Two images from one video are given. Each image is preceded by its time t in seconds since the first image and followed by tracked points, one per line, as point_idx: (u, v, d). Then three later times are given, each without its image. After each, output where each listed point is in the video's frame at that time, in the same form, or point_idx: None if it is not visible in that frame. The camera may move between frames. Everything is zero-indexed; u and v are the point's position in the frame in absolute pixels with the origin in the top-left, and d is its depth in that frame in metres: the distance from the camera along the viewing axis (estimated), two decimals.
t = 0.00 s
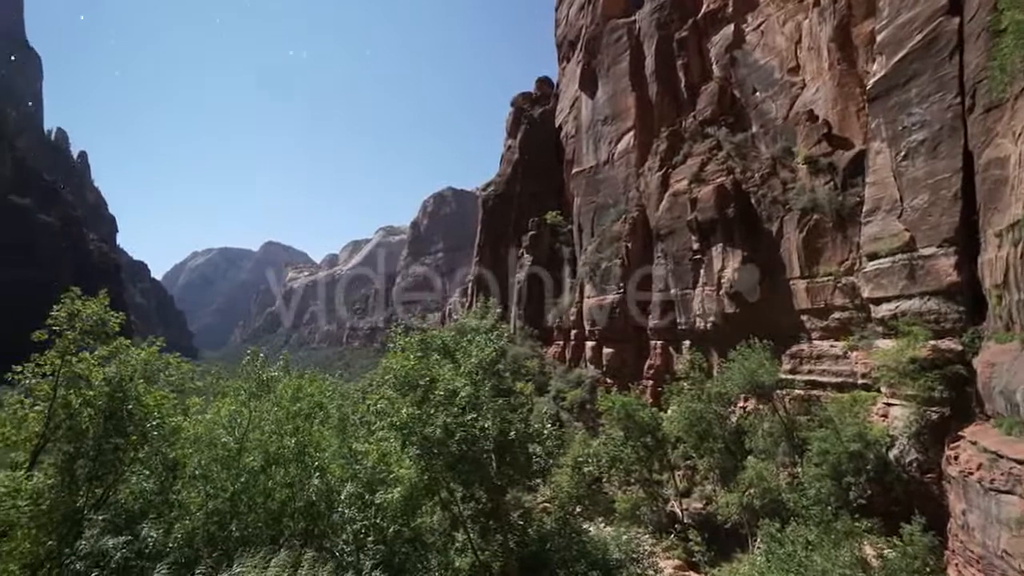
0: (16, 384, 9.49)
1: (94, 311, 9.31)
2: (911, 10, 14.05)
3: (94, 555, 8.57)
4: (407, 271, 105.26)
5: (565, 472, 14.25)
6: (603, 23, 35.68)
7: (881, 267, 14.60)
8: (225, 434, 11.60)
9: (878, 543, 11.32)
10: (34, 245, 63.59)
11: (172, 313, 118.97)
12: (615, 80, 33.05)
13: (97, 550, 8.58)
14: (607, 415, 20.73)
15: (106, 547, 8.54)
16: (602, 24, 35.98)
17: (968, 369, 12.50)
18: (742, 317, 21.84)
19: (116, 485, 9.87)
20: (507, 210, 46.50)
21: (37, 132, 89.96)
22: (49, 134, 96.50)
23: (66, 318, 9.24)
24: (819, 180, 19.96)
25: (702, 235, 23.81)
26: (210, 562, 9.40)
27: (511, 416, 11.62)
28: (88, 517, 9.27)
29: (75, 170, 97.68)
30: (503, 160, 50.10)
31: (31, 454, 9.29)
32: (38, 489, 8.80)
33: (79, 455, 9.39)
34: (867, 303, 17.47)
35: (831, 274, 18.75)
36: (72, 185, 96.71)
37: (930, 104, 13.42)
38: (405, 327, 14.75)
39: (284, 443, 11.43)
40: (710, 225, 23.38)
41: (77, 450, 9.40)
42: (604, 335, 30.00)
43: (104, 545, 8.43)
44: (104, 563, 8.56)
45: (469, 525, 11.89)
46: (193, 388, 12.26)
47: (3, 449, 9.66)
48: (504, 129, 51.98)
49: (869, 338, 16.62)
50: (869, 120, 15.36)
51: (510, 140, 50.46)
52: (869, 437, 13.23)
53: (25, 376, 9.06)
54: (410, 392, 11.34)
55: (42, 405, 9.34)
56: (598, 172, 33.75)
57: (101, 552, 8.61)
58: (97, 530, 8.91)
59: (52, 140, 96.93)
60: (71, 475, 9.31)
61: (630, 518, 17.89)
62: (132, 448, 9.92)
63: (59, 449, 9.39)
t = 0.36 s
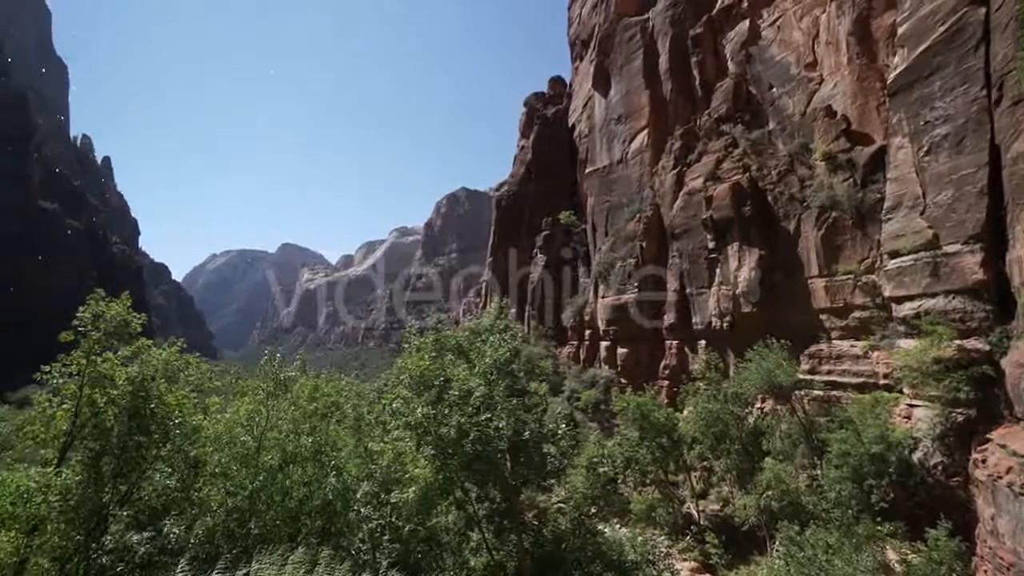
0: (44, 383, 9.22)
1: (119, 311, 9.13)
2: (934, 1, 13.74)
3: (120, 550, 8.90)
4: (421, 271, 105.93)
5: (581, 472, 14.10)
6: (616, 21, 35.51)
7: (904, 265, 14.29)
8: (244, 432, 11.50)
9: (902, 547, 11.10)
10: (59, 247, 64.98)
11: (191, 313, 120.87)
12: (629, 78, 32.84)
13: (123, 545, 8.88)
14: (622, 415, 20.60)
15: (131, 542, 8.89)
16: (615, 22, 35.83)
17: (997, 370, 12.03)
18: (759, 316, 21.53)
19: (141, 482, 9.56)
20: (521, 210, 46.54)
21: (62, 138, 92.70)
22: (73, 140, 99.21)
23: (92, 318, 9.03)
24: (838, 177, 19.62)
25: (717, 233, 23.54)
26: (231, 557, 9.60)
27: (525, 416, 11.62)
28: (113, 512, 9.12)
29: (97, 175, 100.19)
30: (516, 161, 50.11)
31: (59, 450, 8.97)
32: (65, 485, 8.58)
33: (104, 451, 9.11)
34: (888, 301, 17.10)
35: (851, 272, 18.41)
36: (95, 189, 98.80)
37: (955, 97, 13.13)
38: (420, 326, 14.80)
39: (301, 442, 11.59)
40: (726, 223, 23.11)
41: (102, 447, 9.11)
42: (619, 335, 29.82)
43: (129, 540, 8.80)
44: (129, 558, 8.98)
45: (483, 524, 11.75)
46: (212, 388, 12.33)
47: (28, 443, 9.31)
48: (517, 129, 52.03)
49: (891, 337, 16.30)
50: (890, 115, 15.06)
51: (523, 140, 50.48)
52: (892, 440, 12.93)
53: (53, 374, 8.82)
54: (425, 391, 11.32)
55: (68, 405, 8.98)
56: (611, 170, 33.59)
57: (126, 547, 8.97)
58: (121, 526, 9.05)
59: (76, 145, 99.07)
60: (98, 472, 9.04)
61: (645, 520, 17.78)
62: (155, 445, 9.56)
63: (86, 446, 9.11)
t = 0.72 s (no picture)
0: (68, 383, 9.59)
1: (137, 312, 9.52)
2: None
3: (141, 546, 9.11)
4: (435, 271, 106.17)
5: (592, 473, 14.10)
6: (627, 19, 35.34)
7: (924, 263, 14.02)
8: (259, 430, 11.42)
9: (922, 552, 10.89)
10: (81, 250, 66.13)
11: (208, 314, 122.19)
12: (641, 77, 32.66)
13: (143, 542, 9.11)
14: (635, 415, 20.42)
15: (150, 539, 9.06)
16: (626, 20, 35.65)
17: (1022, 370, 11.87)
18: (775, 316, 21.24)
19: (160, 480, 9.87)
20: (532, 210, 46.47)
21: (84, 145, 94.82)
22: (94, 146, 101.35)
23: (113, 319, 9.52)
24: (855, 174, 19.36)
25: (732, 232, 23.28)
26: (248, 553, 9.66)
27: (537, 416, 11.40)
28: (134, 509, 9.38)
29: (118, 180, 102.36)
30: (527, 161, 50.06)
31: (82, 448, 9.25)
32: (87, 482, 8.90)
33: (125, 450, 9.44)
34: (908, 300, 16.78)
35: (868, 271, 18.12)
36: (116, 193, 100.52)
37: (977, 91, 12.91)
38: (432, 326, 14.78)
39: (316, 442, 11.79)
40: (740, 222, 22.86)
41: (123, 446, 9.46)
42: (632, 335, 29.63)
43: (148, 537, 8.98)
44: (149, 553, 9.08)
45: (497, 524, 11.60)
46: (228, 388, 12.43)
47: (54, 440, 9.64)
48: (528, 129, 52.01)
49: (911, 337, 16.02)
50: (909, 110, 14.78)
51: (534, 140, 50.43)
52: (912, 441, 12.55)
53: (77, 373, 9.20)
54: (438, 391, 11.32)
55: (90, 404, 9.39)
56: (623, 170, 33.41)
57: (146, 543, 9.13)
58: (141, 523, 9.31)
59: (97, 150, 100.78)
60: (119, 469, 9.35)
61: (659, 522, 17.64)
62: (174, 444, 9.82)
63: (107, 445, 9.44)
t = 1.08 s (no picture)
0: (91, 383, 9.86)
1: (156, 313, 9.76)
2: None
3: (162, 542, 9.15)
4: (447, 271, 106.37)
5: (606, 474, 14.08)
6: (639, 17, 35.11)
7: (946, 261, 13.72)
8: (276, 429, 11.53)
9: (947, 557, 10.65)
10: (104, 252, 67.26)
11: (225, 316, 123.76)
12: (653, 75, 32.42)
13: (163, 538, 9.16)
14: (648, 416, 20.28)
15: (170, 535, 9.14)
16: (638, 18, 35.41)
17: None
18: (792, 315, 20.97)
19: (178, 478, 10.01)
20: (544, 210, 46.39)
21: (105, 149, 96.49)
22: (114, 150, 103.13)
23: (133, 320, 9.78)
24: (874, 171, 19.05)
25: (746, 230, 23.01)
26: (265, 550, 9.76)
27: (550, 415, 11.23)
28: (155, 506, 9.58)
29: (138, 183, 104.01)
30: (539, 161, 49.99)
31: (105, 445, 9.52)
32: (110, 479, 9.03)
33: (145, 448, 9.59)
34: (929, 299, 16.44)
35: (887, 269, 17.80)
36: (135, 197, 102.07)
37: (1002, 84, 12.61)
38: (445, 327, 14.79)
39: (330, 441, 11.87)
40: (755, 220, 22.59)
41: (143, 444, 9.62)
42: (645, 335, 29.39)
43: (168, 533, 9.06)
44: (169, 550, 9.11)
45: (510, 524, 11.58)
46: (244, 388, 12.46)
47: (79, 438, 9.97)
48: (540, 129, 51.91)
49: (933, 337, 15.70)
50: (929, 104, 14.47)
51: (546, 139, 50.33)
52: (935, 444, 12.24)
53: (100, 373, 9.51)
54: (451, 391, 11.30)
55: (113, 403, 9.64)
56: (636, 168, 33.20)
57: (167, 540, 9.18)
58: (162, 519, 9.43)
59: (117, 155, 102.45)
60: (139, 467, 9.49)
61: (673, 523, 17.52)
62: (193, 442, 9.98)
63: (128, 442, 9.62)
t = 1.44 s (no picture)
0: (113, 382, 10.11)
1: (175, 315, 9.89)
2: None
3: (181, 539, 9.35)
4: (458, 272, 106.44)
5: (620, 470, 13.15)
6: (651, 14, 34.85)
7: (969, 258, 13.48)
8: (291, 428, 11.48)
9: (971, 562, 10.37)
10: (125, 255, 68.56)
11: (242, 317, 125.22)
12: (665, 73, 32.19)
13: (183, 535, 9.36)
14: (662, 416, 20.08)
15: (190, 532, 9.34)
16: (650, 15, 35.15)
17: None
18: (809, 314, 20.67)
19: (197, 476, 10.27)
20: (556, 209, 46.25)
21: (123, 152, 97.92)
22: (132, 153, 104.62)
23: (153, 321, 9.88)
24: (893, 167, 18.73)
25: (761, 228, 22.75)
26: (281, 548, 9.84)
27: (563, 415, 11.12)
28: (174, 503, 9.87)
29: (156, 186, 105.46)
30: (551, 160, 49.86)
31: (127, 443, 9.79)
32: (132, 476, 9.44)
33: (165, 447, 9.88)
34: (952, 298, 16.12)
35: (907, 267, 17.51)
36: (155, 201, 103.57)
37: None
38: (457, 327, 14.75)
39: (345, 440, 11.56)
40: (770, 218, 22.32)
41: (163, 442, 9.90)
42: (658, 334, 29.14)
43: (187, 530, 9.29)
44: (188, 547, 9.35)
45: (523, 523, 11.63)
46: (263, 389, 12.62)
47: (102, 436, 10.26)
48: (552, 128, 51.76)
49: (955, 336, 15.39)
50: (951, 98, 14.18)
51: (558, 139, 50.17)
52: (958, 446, 11.96)
53: (120, 372, 9.72)
54: (463, 391, 11.27)
55: (134, 402, 9.87)
56: (648, 167, 32.97)
57: (186, 537, 9.37)
58: (182, 516, 9.65)
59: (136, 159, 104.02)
60: (160, 465, 9.81)
61: (688, 524, 17.35)
62: (212, 441, 10.23)
63: (149, 441, 9.90)
